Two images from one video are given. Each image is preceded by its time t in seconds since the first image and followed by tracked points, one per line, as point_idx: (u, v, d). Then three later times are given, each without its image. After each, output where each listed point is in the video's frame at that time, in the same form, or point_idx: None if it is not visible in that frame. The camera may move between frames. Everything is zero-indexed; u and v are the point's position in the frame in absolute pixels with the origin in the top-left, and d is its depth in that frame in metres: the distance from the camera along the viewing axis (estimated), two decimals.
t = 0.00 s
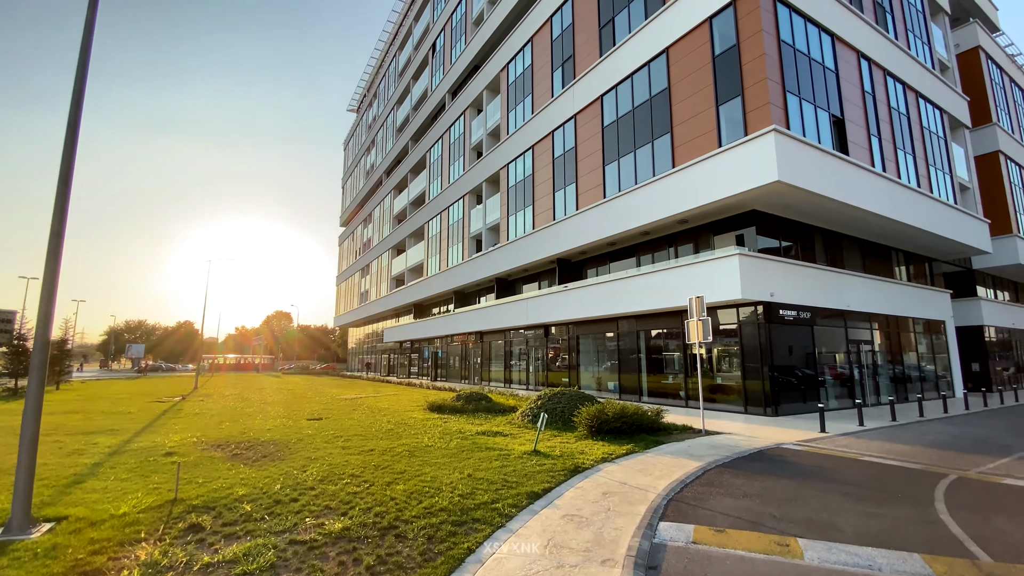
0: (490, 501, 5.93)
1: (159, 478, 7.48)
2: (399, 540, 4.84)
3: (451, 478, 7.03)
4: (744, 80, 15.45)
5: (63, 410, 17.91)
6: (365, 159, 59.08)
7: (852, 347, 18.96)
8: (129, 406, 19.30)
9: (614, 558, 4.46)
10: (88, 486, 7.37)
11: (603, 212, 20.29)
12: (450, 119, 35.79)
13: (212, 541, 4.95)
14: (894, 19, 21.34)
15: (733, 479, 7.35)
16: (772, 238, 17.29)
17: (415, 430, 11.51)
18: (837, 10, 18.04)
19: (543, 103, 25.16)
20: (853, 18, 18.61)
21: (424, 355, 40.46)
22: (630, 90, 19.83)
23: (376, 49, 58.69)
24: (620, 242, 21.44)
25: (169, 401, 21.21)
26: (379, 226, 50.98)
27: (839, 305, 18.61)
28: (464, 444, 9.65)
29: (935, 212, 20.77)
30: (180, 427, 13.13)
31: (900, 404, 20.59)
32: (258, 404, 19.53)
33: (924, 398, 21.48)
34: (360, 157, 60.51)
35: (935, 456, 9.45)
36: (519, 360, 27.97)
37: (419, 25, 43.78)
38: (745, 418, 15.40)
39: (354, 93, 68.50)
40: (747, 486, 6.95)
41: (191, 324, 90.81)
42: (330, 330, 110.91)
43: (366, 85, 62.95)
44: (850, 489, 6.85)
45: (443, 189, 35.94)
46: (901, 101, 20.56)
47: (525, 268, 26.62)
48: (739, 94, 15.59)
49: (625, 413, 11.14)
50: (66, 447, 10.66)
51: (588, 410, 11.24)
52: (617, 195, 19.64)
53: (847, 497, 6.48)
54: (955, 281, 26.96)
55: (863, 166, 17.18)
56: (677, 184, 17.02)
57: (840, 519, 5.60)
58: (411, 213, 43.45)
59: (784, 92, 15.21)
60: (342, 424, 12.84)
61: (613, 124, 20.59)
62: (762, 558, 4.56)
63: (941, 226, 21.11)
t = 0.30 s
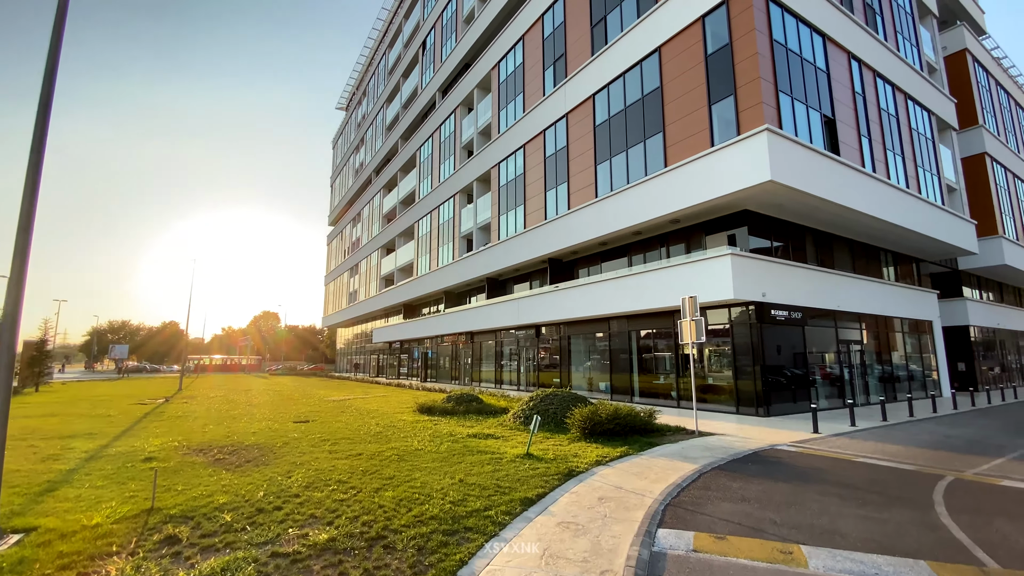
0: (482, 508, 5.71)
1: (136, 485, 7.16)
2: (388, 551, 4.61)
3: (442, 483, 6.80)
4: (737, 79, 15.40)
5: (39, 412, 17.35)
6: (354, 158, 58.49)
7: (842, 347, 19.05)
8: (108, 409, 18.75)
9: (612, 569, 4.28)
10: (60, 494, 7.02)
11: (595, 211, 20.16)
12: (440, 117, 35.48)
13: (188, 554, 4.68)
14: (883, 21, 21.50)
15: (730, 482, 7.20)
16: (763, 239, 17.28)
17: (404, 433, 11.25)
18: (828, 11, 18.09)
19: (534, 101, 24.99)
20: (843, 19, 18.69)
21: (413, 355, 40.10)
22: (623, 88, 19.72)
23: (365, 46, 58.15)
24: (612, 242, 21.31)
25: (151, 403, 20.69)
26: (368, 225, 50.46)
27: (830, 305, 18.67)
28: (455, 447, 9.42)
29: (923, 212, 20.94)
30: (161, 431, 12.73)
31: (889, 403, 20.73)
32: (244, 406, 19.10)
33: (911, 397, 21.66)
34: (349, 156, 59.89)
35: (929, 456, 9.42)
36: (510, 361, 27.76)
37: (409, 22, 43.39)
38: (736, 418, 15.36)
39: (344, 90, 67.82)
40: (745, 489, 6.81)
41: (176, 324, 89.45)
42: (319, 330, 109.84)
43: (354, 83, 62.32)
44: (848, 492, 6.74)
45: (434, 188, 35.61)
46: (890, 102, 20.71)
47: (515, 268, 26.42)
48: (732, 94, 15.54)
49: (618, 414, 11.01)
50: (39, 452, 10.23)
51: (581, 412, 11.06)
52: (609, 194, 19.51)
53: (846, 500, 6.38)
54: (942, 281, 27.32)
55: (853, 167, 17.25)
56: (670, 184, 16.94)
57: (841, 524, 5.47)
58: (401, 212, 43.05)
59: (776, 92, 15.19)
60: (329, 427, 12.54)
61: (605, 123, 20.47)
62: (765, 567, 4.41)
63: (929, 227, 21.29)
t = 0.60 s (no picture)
0: (473, 512, 5.52)
1: (112, 491, 6.86)
2: (374, 559, 4.40)
3: (432, 486, 6.60)
4: (729, 78, 15.35)
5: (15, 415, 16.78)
6: (343, 156, 57.88)
7: (831, 346, 19.13)
8: (87, 411, 18.19)
9: None
10: (30, 501, 6.70)
11: (586, 209, 20.03)
12: (430, 115, 35.16)
13: (163, 565, 4.43)
14: (872, 22, 21.65)
15: (724, 483, 7.09)
16: (754, 238, 17.26)
17: (394, 434, 11.03)
18: (819, 11, 18.13)
19: (526, 99, 24.82)
20: (833, 20, 18.76)
21: (403, 355, 39.74)
22: (614, 86, 19.62)
23: (355, 44, 57.52)
24: (603, 241, 21.20)
25: (132, 405, 20.15)
26: (357, 223, 49.93)
27: (820, 304, 18.74)
28: (445, 448, 9.23)
29: (911, 212, 21.11)
30: (142, 434, 12.32)
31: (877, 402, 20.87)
32: (230, 407, 18.72)
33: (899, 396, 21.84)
34: (338, 154, 59.32)
35: (921, 455, 9.40)
36: (501, 360, 27.57)
37: (399, 19, 42.97)
38: (728, 417, 15.33)
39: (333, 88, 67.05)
40: (741, 490, 6.68)
41: (162, 324, 87.93)
42: (308, 330, 108.68)
43: (344, 80, 61.62)
44: (844, 492, 6.65)
45: (424, 187, 35.28)
46: (879, 103, 20.85)
47: (507, 267, 26.24)
48: (724, 92, 15.49)
49: (611, 414, 10.87)
50: (12, 457, 9.82)
51: (573, 412, 10.90)
52: (601, 193, 19.40)
53: (842, 501, 6.29)
54: (928, 281, 27.64)
55: (844, 167, 17.31)
56: (661, 182, 16.86)
57: (840, 526, 5.36)
58: (390, 210, 42.63)
59: (768, 91, 15.17)
60: (317, 428, 12.25)
61: (597, 121, 20.35)
62: (767, 572, 4.27)
63: (917, 227, 21.47)
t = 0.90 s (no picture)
0: (463, 517, 5.33)
1: (84, 497, 6.57)
2: (358, 569, 4.20)
3: (420, 490, 6.40)
4: (721, 77, 15.31)
5: None
6: (332, 154, 57.33)
7: (822, 346, 19.20)
8: (67, 413, 17.68)
9: None
10: None
11: (578, 209, 19.92)
12: (421, 114, 34.89)
13: None
14: (861, 24, 21.79)
15: (720, 485, 6.96)
16: (746, 238, 17.24)
17: (382, 436, 10.80)
18: (809, 11, 18.18)
19: (517, 98, 24.65)
20: (824, 20, 18.83)
21: (394, 355, 39.38)
22: (606, 85, 19.52)
23: (344, 41, 57.00)
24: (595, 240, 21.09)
25: (114, 407, 19.67)
26: (347, 223, 49.45)
27: (810, 303, 18.79)
28: (434, 450, 9.02)
29: (899, 213, 21.27)
30: (121, 437, 11.95)
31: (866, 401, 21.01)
32: (215, 409, 18.35)
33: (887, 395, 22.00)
34: (328, 152, 58.72)
35: (913, 454, 9.37)
36: (492, 361, 27.38)
37: (390, 17, 42.63)
38: (720, 417, 15.28)
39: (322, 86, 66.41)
40: (736, 492, 6.56)
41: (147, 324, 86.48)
42: (297, 331, 107.62)
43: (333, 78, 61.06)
44: (840, 493, 6.55)
45: (414, 185, 34.98)
46: (868, 103, 20.98)
47: (498, 266, 26.06)
48: (716, 91, 15.44)
49: (603, 414, 10.73)
50: None
51: (565, 413, 10.74)
52: (592, 192, 19.28)
53: (839, 502, 6.19)
54: (915, 281, 27.91)
55: (834, 167, 17.36)
56: (653, 181, 16.79)
57: (838, 528, 5.25)
58: (380, 209, 42.26)
59: (760, 89, 15.14)
60: (303, 430, 11.97)
61: (589, 120, 20.24)
62: None
63: (905, 227, 21.64)
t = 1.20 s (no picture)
0: (451, 526, 5.12)
1: (54, 505, 6.28)
2: None
3: (408, 496, 6.18)
4: (713, 75, 15.23)
5: None
6: (322, 153, 56.73)
7: (813, 346, 19.23)
8: (46, 416, 17.19)
9: None
10: None
11: (570, 208, 19.77)
12: (412, 112, 34.58)
13: None
14: (851, 25, 21.90)
15: (715, 488, 6.81)
16: (738, 238, 17.18)
17: (370, 439, 10.55)
18: (801, 11, 18.20)
19: (509, 96, 24.47)
20: (815, 21, 18.87)
21: (384, 356, 38.99)
22: (598, 84, 19.41)
23: (335, 40, 56.42)
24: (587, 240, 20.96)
25: (96, 410, 19.22)
26: (337, 222, 48.91)
27: (801, 303, 18.80)
28: (424, 454, 8.80)
29: (888, 213, 21.38)
30: (100, 441, 11.57)
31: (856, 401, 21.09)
32: (199, 412, 17.93)
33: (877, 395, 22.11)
34: (318, 151, 58.16)
35: (906, 455, 9.31)
36: (483, 362, 27.16)
37: (380, 15, 42.25)
38: (712, 418, 15.21)
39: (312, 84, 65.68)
40: (732, 496, 6.41)
41: (133, 326, 85.07)
42: (286, 331, 106.52)
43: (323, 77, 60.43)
44: (837, 496, 6.43)
45: (405, 184, 34.66)
46: (858, 104, 21.06)
47: (489, 266, 25.86)
48: (708, 90, 15.37)
49: (596, 415, 10.56)
50: None
51: (557, 414, 10.56)
52: (584, 191, 19.15)
53: (836, 504, 6.06)
54: (903, 281, 28.14)
55: (825, 167, 17.37)
56: (646, 180, 16.68)
57: (837, 533, 5.11)
58: (371, 209, 41.84)
59: (752, 88, 15.09)
60: (288, 434, 11.68)
61: (581, 119, 20.10)
62: None
63: (894, 228, 21.76)
